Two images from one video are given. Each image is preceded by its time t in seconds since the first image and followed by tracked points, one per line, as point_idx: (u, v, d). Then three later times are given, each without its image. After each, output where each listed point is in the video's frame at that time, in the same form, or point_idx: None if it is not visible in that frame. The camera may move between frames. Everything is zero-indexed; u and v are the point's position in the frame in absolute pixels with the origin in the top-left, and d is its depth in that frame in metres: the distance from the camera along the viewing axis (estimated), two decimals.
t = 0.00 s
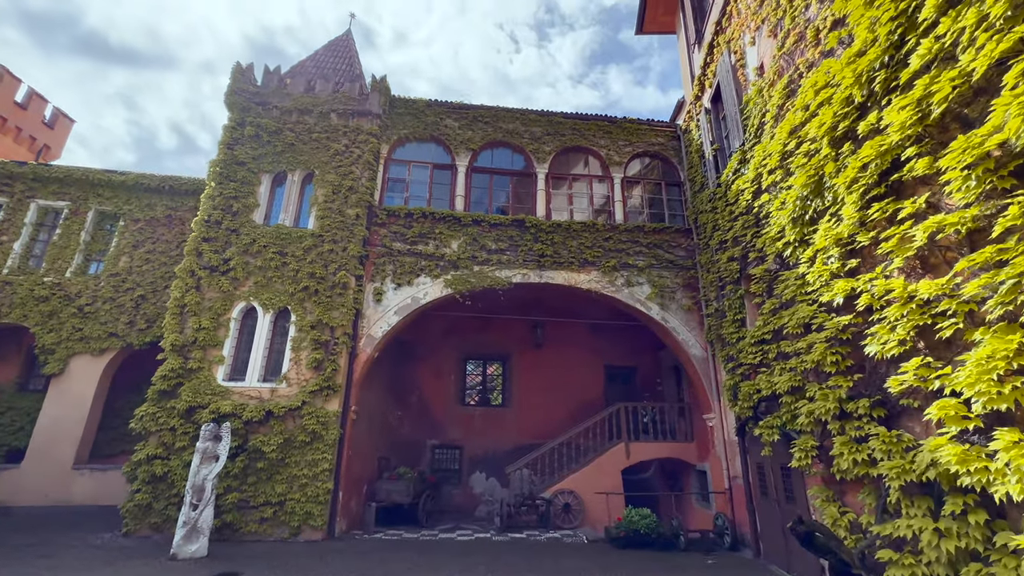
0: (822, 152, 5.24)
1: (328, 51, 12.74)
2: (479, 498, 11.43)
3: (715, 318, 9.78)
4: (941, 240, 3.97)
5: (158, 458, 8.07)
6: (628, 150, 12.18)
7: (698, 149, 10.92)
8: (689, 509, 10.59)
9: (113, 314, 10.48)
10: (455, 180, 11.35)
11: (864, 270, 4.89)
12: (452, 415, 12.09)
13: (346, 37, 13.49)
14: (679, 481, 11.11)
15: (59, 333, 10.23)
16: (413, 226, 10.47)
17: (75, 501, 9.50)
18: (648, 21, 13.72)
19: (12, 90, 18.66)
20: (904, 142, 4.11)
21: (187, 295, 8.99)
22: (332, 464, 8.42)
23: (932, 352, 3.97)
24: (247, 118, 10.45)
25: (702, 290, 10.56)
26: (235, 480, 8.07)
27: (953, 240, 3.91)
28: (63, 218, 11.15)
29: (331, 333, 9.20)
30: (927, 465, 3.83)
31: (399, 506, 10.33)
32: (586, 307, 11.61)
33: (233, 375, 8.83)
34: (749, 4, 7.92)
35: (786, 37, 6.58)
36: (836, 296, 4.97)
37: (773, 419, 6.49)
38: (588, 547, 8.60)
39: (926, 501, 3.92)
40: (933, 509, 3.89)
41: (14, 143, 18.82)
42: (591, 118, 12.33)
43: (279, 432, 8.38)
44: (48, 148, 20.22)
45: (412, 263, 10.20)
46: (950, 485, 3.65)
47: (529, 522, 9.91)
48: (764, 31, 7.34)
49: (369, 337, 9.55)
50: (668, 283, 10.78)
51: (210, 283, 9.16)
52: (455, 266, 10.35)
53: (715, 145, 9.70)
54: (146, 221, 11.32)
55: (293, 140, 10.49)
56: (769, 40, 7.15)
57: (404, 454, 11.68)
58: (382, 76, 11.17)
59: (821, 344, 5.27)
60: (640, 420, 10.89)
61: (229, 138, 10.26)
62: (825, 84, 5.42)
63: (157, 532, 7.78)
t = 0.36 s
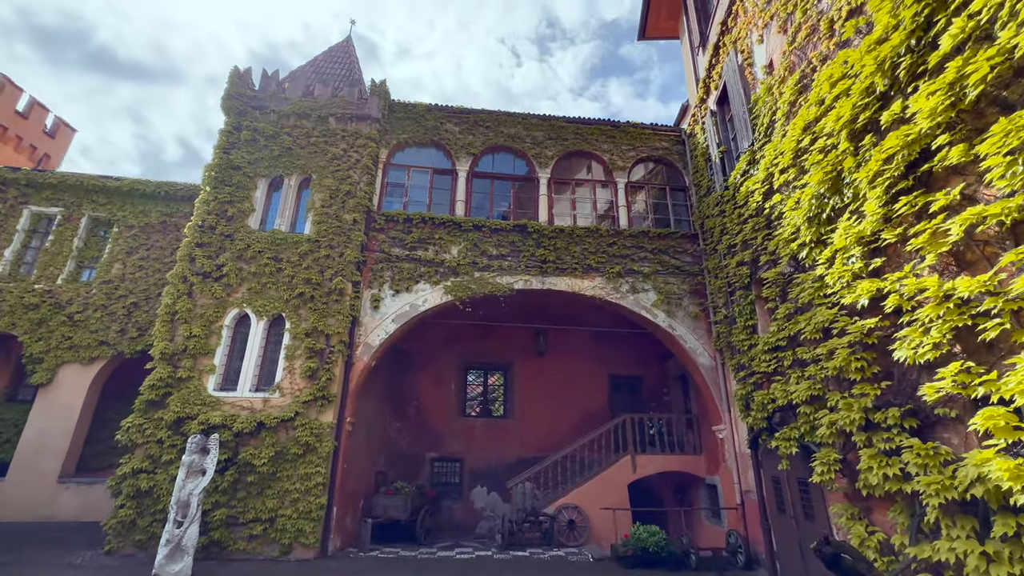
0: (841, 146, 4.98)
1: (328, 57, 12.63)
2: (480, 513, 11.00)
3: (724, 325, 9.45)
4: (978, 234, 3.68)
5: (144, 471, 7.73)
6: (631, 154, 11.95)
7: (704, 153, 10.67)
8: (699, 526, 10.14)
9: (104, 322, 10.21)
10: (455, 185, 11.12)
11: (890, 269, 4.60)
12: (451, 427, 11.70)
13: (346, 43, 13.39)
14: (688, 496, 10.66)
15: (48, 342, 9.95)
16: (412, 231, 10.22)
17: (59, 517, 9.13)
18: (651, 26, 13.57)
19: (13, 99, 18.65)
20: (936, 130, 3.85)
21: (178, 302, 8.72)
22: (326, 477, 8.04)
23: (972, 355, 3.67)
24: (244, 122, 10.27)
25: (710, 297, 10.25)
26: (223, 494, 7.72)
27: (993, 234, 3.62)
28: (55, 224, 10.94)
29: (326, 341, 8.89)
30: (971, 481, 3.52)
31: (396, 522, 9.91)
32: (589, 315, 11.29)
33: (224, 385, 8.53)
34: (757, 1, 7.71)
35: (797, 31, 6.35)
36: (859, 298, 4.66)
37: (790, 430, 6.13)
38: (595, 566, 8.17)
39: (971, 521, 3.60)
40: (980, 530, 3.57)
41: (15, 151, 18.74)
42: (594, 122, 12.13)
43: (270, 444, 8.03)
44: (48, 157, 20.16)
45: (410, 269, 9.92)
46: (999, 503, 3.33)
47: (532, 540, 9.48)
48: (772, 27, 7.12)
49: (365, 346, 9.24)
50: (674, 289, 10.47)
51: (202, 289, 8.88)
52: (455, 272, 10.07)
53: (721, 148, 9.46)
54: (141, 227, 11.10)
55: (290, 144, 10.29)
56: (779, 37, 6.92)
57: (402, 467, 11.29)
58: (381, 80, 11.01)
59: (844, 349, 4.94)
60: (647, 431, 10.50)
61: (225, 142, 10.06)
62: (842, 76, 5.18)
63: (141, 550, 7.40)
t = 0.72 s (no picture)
0: (863, 138, 4.72)
1: (328, 63, 12.52)
2: (482, 530, 10.56)
3: (734, 332, 9.09)
4: None
5: (128, 486, 7.37)
6: (636, 159, 11.72)
7: (711, 156, 10.41)
8: (711, 544, 9.68)
9: (95, 331, 9.93)
10: (456, 189, 10.89)
11: (921, 267, 4.30)
12: (452, 439, 11.31)
13: (346, 49, 13.29)
14: (699, 512, 10.21)
15: (36, 350, 9.66)
16: (412, 236, 9.95)
17: (42, 534, 8.74)
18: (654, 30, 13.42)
19: (15, 109, 18.66)
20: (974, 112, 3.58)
21: (169, 309, 8.44)
22: (319, 492, 7.66)
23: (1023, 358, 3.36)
24: (241, 126, 10.10)
25: (719, 303, 9.91)
26: (211, 510, 7.35)
27: None
28: (48, 230, 10.74)
29: (322, 349, 8.57)
30: None
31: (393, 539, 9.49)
32: (594, 322, 10.96)
33: (215, 396, 8.20)
34: None
35: (810, 24, 6.12)
36: (888, 298, 4.35)
37: (812, 442, 5.76)
38: None
39: None
40: None
41: (16, 161, 18.69)
42: (597, 127, 11.92)
43: (262, 457, 7.68)
44: (49, 167, 20.10)
45: (410, 275, 9.63)
46: None
47: (536, 558, 9.03)
48: (783, 22, 6.89)
49: (362, 354, 8.92)
50: (682, 296, 10.14)
51: (194, 296, 8.60)
52: (455, 278, 9.77)
53: (729, 149, 9.20)
54: (135, 233, 10.87)
55: (287, 148, 10.09)
56: (790, 31, 6.69)
57: (400, 481, 10.88)
58: (381, 84, 10.84)
59: (872, 354, 4.62)
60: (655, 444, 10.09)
61: (221, 146, 9.87)
62: (863, 64, 4.92)
63: (123, 570, 7.02)
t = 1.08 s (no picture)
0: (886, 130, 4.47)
1: (328, 69, 12.41)
2: (483, 547, 10.13)
3: (746, 340, 8.76)
4: None
5: (113, 501, 7.04)
6: (640, 163, 11.50)
7: (718, 159, 10.17)
8: (724, 562, 9.23)
9: (86, 339, 9.66)
10: (457, 194, 10.67)
11: (955, 264, 4.03)
12: (452, 451, 10.93)
13: (347, 56, 13.20)
14: (710, 528, 9.77)
15: (25, 359, 9.40)
16: (411, 242, 9.71)
17: (25, 551, 8.39)
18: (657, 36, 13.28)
19: (17, 119, 18.65)
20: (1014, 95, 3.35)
21: (161, 316, 8.18)
22: (312, 508, 7.29)
23: None
24: (239, 131, 9.94)
25: (728, 309, 9.60)
26: (198, 527, 7.00)
27: None
28: (42, 237, 10.54)
29: (318, 358, 8.27)
30: None
31: (391, 557, 9.08)
32: (599, 330, 10.65)
33: (207, 406, 7.89)
34: None
35: (823, 17, 5.91)
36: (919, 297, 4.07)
37: (834, 454, 5.40)
38: None
39: None
40: None
41: (18, 170, 18.62)
42: (601, 131, 11.73)
43: (253, 470, 7.34)
44: (50, 177, 20.03)
45: (409, 281, 9.36)
46: None
47: None
48: (793, 18, 6.68)
49: (360, 363, 8.61)
50: (690, 303, 9.83)
51: (187, 302, 8.34)
52: (456, 284, 9.50)
53: (737, 151, 8.97)
54: (130, 240, 10.66)
55: (286, 153, 9.91)
56: (802, 26, 6.48)
57: (399, 496, 10.49)
58: (381, 88, 10.70)
59: (901, 358, 4.32)
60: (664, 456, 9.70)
61: (218, 151, 9.70)
62: (883, 53, 4.70)
63: None
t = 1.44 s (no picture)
0: (915, 117, 4.24)
1: (330, 76, 12.31)
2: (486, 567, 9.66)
3: (759, 347, 8.39)
4: None
5: (96, 518, 6.69)
6: (646, 168, 11.27)
7: (726, 162, 9.93)
8: None
9: (76, 348, 9.37)
10: (459, 200, 10.45)
11: (998, 257, 3.74)
12: (453, 466, 10.51)
13: (349, 63, 13.11)
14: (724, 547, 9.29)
15: (14, 369, 9.11)
16: (412, 248, 9.45)
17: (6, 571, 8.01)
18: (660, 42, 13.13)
19: (20, 130, 18.66)
20: None
21: (152, 323, 7.90)
22: (305, 526, 6.90)
23: None
24: (237, 135, 9.77)
25: (740, 316, 9.26)
26: (184, 546, 6.62)
27: None
28: (36, 244, 10.34)
29: (314, 367, 7.94)
30: None
31: None
32: (605, 338, 10.30)
33: (198, 417, 7.56)
34: None
35: (839, 8, 5.69)
36: (959, 294, 3.77)
37: (864, 468, 5.02)
38: None
39: None
40: None
41: (19, 180, 18.51)
42: (605, 136, 11.53)
43: (243, 485, 6.98)
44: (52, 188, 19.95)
45: (409, 287, 9.07)
46: None
47: None
48: (805, 13, 6.49)
49: (358, 372, 8.28)
50: (699, 310, 9.49)
51: (179, 309, 8.06)
52: (457, 291, 9.21)
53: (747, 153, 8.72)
54: (126, 247, 10.44)
55: (285, 158, 9.73)
56: (815, 20, 6.27)
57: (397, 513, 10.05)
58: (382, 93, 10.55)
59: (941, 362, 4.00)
60: (674, 470, 9.27)
61: (215, 155, 9.52)
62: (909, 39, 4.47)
63: None
